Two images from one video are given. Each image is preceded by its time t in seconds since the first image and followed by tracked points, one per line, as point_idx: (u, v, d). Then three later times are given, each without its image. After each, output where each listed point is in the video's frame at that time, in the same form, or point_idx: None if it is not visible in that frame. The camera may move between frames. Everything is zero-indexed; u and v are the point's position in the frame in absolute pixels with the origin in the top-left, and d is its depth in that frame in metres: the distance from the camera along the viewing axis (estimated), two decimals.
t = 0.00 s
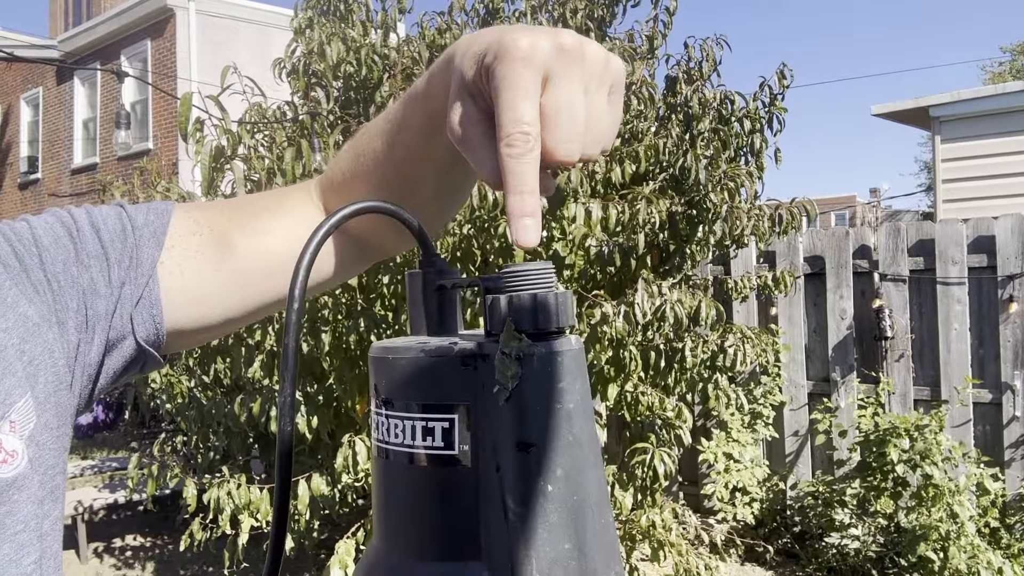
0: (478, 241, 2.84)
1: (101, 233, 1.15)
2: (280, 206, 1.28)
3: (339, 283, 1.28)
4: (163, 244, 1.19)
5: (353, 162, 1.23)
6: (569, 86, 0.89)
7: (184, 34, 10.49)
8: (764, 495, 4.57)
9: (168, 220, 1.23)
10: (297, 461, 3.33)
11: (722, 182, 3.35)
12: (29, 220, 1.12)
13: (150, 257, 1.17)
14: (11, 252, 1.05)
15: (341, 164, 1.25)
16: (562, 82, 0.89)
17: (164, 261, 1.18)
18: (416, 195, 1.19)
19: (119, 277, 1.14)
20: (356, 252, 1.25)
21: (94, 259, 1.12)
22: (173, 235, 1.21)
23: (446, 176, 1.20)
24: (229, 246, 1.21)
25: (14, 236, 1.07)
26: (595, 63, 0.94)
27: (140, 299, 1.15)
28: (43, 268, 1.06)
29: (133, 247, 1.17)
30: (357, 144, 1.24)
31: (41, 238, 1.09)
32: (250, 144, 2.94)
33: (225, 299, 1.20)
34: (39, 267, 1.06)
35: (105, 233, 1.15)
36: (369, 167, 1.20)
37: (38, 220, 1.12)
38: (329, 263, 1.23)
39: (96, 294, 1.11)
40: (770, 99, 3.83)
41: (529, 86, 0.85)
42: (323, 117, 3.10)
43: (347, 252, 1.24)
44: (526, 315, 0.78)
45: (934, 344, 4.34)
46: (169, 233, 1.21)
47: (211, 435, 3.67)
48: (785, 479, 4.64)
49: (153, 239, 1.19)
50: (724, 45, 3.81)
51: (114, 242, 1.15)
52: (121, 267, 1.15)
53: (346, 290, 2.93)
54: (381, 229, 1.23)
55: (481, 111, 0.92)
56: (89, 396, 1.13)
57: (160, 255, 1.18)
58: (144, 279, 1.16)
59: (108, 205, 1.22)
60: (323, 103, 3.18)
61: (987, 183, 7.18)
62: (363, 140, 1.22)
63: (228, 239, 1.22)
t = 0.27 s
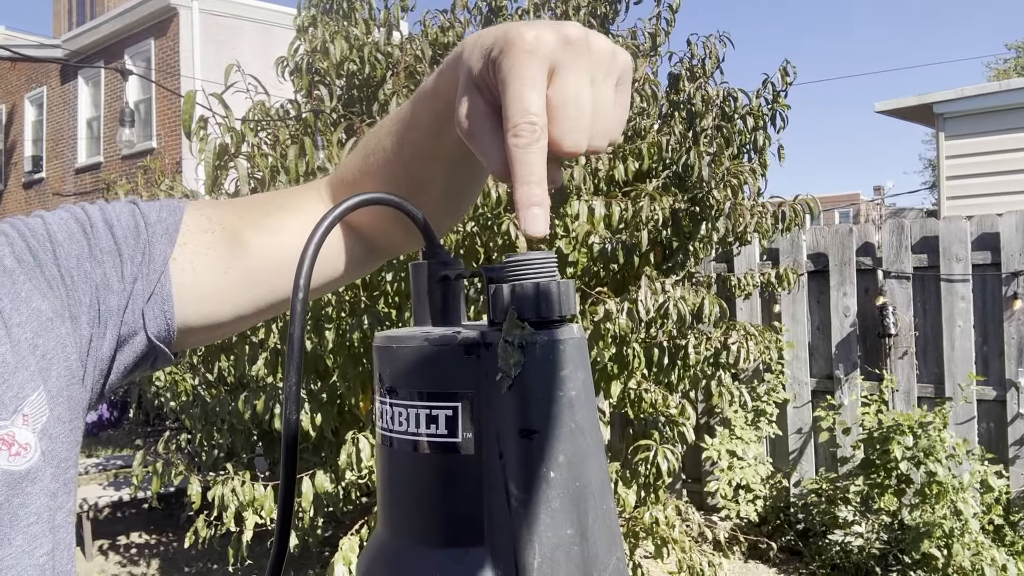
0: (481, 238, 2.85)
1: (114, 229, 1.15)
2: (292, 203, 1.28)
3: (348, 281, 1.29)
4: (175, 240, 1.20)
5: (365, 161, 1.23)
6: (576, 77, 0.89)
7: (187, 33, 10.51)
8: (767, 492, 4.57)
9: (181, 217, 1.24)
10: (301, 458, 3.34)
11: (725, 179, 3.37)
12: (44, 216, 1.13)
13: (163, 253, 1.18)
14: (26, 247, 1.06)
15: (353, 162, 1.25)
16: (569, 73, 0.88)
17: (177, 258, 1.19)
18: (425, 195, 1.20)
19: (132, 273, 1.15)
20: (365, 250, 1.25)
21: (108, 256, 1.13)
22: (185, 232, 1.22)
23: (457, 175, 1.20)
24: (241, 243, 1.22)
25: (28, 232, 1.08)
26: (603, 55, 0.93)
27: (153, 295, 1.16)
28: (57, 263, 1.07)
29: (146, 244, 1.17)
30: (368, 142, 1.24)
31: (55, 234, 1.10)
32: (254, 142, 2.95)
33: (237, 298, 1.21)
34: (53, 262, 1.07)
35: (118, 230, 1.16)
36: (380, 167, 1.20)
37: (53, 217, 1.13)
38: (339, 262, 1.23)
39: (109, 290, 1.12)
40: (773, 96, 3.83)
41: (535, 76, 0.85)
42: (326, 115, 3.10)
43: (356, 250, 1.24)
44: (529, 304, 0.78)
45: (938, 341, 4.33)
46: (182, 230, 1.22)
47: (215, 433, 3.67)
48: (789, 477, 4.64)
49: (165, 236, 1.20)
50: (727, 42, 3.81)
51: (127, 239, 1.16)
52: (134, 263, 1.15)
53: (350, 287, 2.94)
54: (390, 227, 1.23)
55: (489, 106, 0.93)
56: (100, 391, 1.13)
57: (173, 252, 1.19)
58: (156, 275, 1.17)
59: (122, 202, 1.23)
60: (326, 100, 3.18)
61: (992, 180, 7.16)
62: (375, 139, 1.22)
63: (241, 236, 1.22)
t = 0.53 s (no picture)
0: (486, 237, 2.85)
1: (125, 225, 1.16)
2: (301, 201, 1.29)
3: (357, 279, 1.29)
4: (186, 236, 1.21)
5: (372, 160, 1.24)
6: (581, 102, 0.89)
7: (193, 35, 10.54)
8: (773, 493, 4.56)
9: (192, 213, 1.25)
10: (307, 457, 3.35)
11: (730, 179, 3.37)
12: (57, 213, 1.14)
13: (174, 249, 1.18)
14: (38, 243, 1.07)
15: (360, 162, 1.26)
16: (574, 99, 0.89)
17: (186, 254, 1.20)
18: (431, 194, 1.19)
19: (143, 268, 1.15)
20: (372, 248, 1.25)
21: (119, 251, 1.13)
22: (196, 228, 1.23)
23: (462, 177, 1.21)
24: (251, 238, 1.23)
25: (41, 228, 1.09)
26: (605, 75, 0.94)
27: (163, 291, 1.16)
28: (69, 258, 1.08)
29: (158, 239, 1.18)
30: (374, 144, 1.25)
31: (66, 230, 1.11)
32: (259, 142, 2.96)
33: (246, 292, 1.22)
34: (65, 258, 1.08)
35: (129, 226, 1.16)
36: (385, 166, 1.21)
37: (65, 213, 1.14)
38: (346, 258, 1.23)
39: (120, 285, 1.12)
40: (778, 95, 3.83)
41: (541, 105, 0.84)
42: (332, 115, 3.11)
43: (364, 247, 1.24)
44: (531, 295, 0.76)
45: (944, 341, 4.32)
46: (193, 226, 1.23)
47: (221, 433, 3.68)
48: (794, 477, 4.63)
49: (176, 233, 1.20)
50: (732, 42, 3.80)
51: (138, 235, 1.17)
52: (145, 259, 1.16)
53: (355, 286, 2.94)
54: (396, 224, 1.23)
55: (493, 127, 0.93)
56: (112, 386, 1.14)
57: (183, 248, 1.19)
58: (167, 271, 1.17)
59: (134, 198, 1.24)
60: (331, 101, 3.18)
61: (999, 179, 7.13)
62: (381, 140, 1.23)
63: (250, 231, 1.23)
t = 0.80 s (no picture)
0: (492, 237, 2.85)
1: (130, 221, 1.16)
2: (304, 196, 1.30)
3: (360, 274, 1.29)
4: (191, 232, 1.21)
5: (372, 156, 1.24)
6: (575, 107, 0.88)
7: (202, 36, 10.58)
8: (780, 494, 4.54)
9: (196, 208, 1.25)
10: (313, 457, 3.35)
11: (737, 178, 3.36)
12: (61, 207, 1.14)
13: (179, 244, 1.19)
14: (42, 237, 1.07)
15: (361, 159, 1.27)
16: (568, 104, 0.87)
17: (191, 249, 1.20)
18: (432, 191, 1.19)
19: (147, 264, 1.16)
20: (374, 244, 1.25)
21: (123, 247, 1.14)
22: (201, 223, 1.23)
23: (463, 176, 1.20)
24: (254, 233, 1.23)
25: (45, 223, 1.09)
26: (601, 80, 0.92)
27: (169, 288, 1.17)
28: (73, 254, 1.08)
29: (162, 235, 1.18)
30: (376, 141, 1.25)
31: (71, 224, 1.11)
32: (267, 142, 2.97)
33: (249, 286, 1.22)
34: (69, 253, 1.08)
35: (134, 221, 1.17)
36: (386, 163, 1.21)
37: (69, 207, 1.14)
38: (346, 254, 1.24)
39: (125, 281, 1.12)
40: (786, 95, 3.81)
41: (532, 111, 0.83)
42: (339, 116, 3.11)
43: (365, 243, 1.24)
44: (531, 287, 0.76)
45: (953, 342, 4.30)
46: (197, 221, 1.23)
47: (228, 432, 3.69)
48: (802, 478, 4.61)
49: (181, 228, 1.20)
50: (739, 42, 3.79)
51: (142, 230, 1.17)
52: (149, 255, 1.16)
53: (361, 286, 2.94)
54: (398, 219, 1.23)
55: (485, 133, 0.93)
56: (116, 381, 1.14)
57: (187, 243, 1.20)
58: (172, 267, 1.18)
59: (138, 193, 1.24)
60: (338, 101, 3.19)
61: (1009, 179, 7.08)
62: (382, 136, 1.23)
63: (254, 226, 1.24)
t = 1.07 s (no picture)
0: (499, 237, 2.84)
1: (126, 216, 1.17)
2: (303, 190, 1.30)
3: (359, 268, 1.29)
4: (189, 227, 1.21)
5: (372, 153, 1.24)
6: (579, 120, 0.87)
7: (211, 38, 10.62)
8: (788, 496, 4.52)
9: (193, 203, 1.25)
10: (320, 456, 3.36)
11: (745, 179, 3.34)
12: (57, 203, 1.14)
13: (176, 239, 1.19)
14: (38, 234, 1.07)
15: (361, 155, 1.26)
16: (571, 117, 0.87)
17: (188, 244, 1.20)
18: (431, 187, 1.19)
19: (145, 259, 1.16)
20: (373, 238, 1.25)
21: (120, 242, 1.14)
22: (198, 218, 1.23)
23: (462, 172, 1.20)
24: (252, 229, 1.23)
25: (41, 219, 1.09)
26: (605, 91, 0.92)
27: (167, 282, 1.17)
28: (69, 250, 1.09)
29: (159, 230, 1.18)
30: (375, 137, 1.25)
31: (68, 221, 1.11)
32: (274, 142, 2.97)
33: (249, 280, 1.22)
34: (65, 249, 1.09)
35: (130, 216, 1.17)
36: (385, 160, 1.20)
37: (65, 203, 1.15)
38: (345, 249, 1.23)
39: (123, 276, 1.13)
40: (795, 95, 3.80)
41: (537, 123, 0.82)
42: (347, 116, 3.12)
43: (364, 238, 1.24)
44: (531, 283, 0.76)
45: (963, 344, 4.27)
46: (194, 216, 1.23)
47: (236, 432, 3.70)
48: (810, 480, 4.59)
49: (178, 223, 1.20)
50: (748, 42, 3.78)
51: (139, 225, 1.17)
52: (147, 250, 1.16)
53: (368, 286, 2.94)
54: (397, 216, 1.23)
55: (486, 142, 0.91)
56: (116, 377, 1.15)
57: (184, 238, 1.20)
58: (169, 262, 1.17)
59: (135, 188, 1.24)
60: (345, 101, 3.19)
61: (1020, 180, 7.03)
62: (382, 132, 1.23)
63: (252, 221, 1.24)
